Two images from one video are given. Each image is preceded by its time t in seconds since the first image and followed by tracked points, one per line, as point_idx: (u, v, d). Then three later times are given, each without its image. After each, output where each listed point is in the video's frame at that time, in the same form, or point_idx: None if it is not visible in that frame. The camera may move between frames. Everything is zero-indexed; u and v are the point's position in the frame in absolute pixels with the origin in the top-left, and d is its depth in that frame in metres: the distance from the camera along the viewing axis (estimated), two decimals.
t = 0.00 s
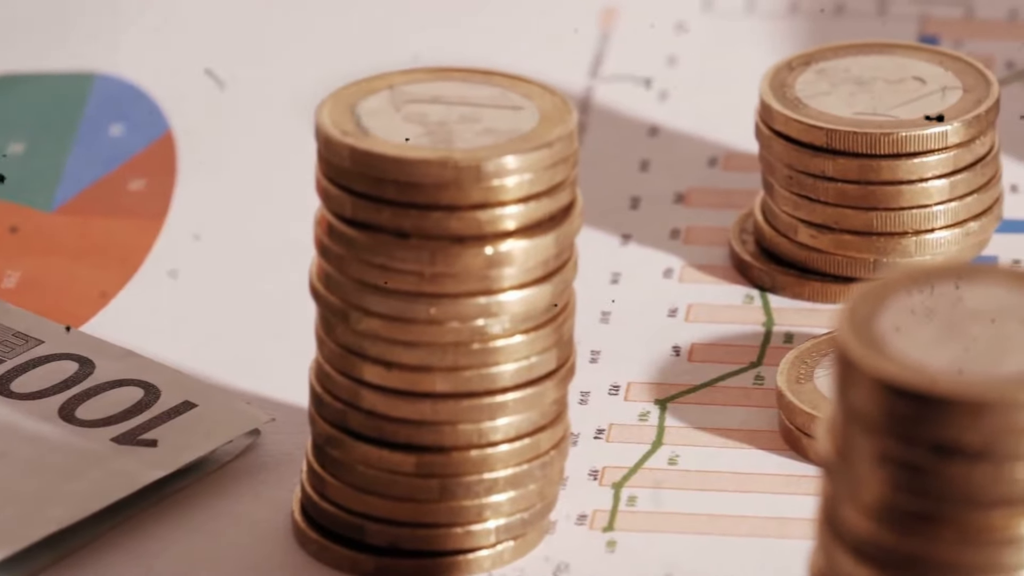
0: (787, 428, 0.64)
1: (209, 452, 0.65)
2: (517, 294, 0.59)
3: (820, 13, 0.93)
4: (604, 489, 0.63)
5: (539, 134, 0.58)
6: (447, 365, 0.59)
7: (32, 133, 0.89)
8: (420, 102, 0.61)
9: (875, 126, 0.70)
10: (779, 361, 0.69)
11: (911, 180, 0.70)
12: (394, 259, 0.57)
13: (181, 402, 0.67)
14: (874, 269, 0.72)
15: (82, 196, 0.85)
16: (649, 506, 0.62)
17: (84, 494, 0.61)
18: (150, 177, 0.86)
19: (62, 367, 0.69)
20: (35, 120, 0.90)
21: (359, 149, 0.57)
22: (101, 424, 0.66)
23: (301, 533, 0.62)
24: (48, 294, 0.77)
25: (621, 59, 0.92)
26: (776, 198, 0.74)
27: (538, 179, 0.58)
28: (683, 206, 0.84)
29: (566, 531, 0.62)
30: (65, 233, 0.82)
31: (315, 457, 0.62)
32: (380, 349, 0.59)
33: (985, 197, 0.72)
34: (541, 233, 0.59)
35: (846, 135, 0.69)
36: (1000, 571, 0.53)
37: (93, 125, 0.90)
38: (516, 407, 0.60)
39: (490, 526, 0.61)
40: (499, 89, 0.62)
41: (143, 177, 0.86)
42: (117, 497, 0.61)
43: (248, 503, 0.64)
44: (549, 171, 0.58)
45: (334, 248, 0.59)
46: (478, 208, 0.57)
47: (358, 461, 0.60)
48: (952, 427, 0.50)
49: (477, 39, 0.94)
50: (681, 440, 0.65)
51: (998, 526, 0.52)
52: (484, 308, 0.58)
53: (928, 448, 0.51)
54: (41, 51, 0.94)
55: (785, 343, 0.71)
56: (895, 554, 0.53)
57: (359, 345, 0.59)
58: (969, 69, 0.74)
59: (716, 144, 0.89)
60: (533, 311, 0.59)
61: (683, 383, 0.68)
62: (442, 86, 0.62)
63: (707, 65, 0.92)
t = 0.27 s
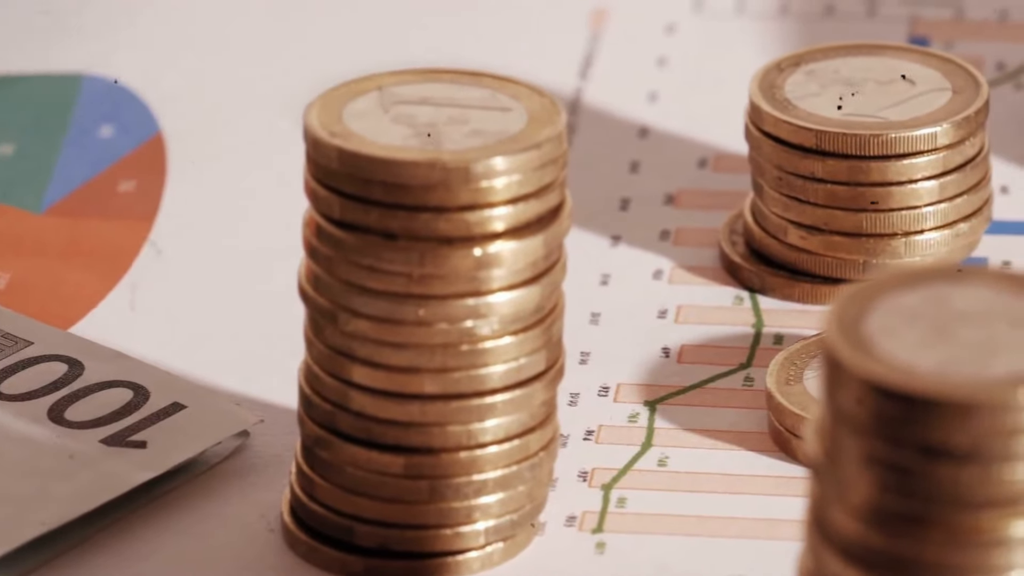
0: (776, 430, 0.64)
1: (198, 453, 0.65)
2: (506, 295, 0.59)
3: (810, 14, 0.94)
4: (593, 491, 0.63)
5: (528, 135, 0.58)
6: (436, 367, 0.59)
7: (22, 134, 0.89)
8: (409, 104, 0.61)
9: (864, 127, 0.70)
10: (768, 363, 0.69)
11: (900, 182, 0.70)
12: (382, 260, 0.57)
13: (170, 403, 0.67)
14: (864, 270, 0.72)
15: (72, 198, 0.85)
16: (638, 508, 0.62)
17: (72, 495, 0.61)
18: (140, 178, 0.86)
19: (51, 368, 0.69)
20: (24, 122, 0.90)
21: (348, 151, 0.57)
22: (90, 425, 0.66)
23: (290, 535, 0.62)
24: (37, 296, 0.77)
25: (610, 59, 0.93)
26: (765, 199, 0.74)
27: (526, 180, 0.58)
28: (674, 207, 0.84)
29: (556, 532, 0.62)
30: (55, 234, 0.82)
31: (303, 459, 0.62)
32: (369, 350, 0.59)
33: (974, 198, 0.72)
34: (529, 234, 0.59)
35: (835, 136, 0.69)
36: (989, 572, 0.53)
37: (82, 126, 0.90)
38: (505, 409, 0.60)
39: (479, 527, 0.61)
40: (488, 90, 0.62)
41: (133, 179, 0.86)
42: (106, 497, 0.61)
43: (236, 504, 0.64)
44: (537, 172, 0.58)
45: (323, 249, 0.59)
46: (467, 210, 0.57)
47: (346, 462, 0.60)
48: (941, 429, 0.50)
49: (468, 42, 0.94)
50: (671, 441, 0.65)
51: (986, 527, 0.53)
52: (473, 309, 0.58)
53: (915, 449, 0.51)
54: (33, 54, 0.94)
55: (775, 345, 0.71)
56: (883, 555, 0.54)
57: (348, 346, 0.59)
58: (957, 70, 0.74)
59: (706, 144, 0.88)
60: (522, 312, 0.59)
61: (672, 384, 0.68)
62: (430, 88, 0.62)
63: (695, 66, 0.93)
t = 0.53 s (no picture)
0: (754, 433, 0.64)
1: (176, 456, 0.65)
2: (483, 298, 0.59)
3: (790, 17, 0.94)
4: (571, 494, 0.63)
5: (503, 138, 0.59)
6: (413, 370, 0.59)
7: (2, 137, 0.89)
8: (385, 107, 0.61)
9: (842, 129, 0.70)
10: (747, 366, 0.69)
11: (879, 184, 0.70)
12: (359, 263, 0.57)
13: (148, 406, 0.67)
14: (842, 273, 0.72)
15: (51, 200, 0.85)
16: (616, 511, 0.62)
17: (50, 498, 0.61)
18: (119, 181, 0.86)
19: (29, 371, 0.69)
20: (5, 125, 0.90)
21: (323, 154, 0.57)
22: (68, 428, 0.66)
23: (268, 538, 0.62)
24: (15, 297, 0.77)
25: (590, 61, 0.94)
26: (744, 202, 0.74)
27: (502, 183, 0.58)
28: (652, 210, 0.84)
29: (534, 536, 0.61)
30: (33, 237, 0.82)
31: (281, 462, 0.62)
32: (345, 353, 0.59)
33: (953, 201, 0.72)
34: (506, 237, 0.59)
35: (813, 139, 0.69)
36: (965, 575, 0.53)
37: (62, 129, 0.90)
38: (482, 412, 0.60)
39: (456, 530, 0.61)
40: (464, 93, 0.62)
41: (112, 181, 0.86)
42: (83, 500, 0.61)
43: (214, 507, 0.64)
44: (513, 176, 0.58)
45: (299, 252, 0.59)
46: (443, 213, 0.57)
47: (323, 465, 0.60)
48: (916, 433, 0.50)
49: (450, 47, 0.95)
50: (649, 444, 0.65)
51: (961, 532, 0.52)
52: (449, 313, 0.58)
53: (890, 452, 0.51)
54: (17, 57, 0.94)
55: (753, 347, 0.71)
56: (861, 560, 0.54)
57: (325, 349, 0.59)
58: (934, 73, 0.74)
59: (685, 147, 0.89)
60: (498, 315, 0.59)
61: (650, 387, 0.68)
62: (406, 90, 0.62)
63: (675, 69, 0.94)
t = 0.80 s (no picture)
0: (719, 439, 0.64)
1: (140, 462, 0.65)
2: (445, 304, 0.58)
3: (758, 21, 0.99)
4: (535, 500, 0.63)
5: (465, 144, 0.58)
6: (375, 375, 0.58)
7: None
8: (347, 112, 0.61)
9: (808, 134, 0.71)
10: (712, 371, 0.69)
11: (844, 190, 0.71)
12: (320, 268, 0.57)
13: (112, 411, 0.67)
14: (807, 279, 0.73)
15: (17, 205, 0.86)
16: (580, 516, 0.62)
17: (14, 503, 0.61)
18: (85, 186, 0.88)
19: None
20: None
21: (285, 160, 0.57)
22: (31, 433, 0.65)
23: (231, 545, 0.62)
24: None
25: (558, 67, 0.98)
26: (710, 209, 0.75)
27: (464, 189, 0.58)
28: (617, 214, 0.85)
29: (497, 542, 0.61)
30: None
31: (243, 468, 0.62)
32: (308, 359, 0.59)
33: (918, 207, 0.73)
34: (468, 242, 0.59)
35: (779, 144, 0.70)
36: None
37: (28, 131, 0.90)
38: (445, 417, 0.60)
39: (419, 536, 0.61)
40: (426, 98, 0.62)
41: (78, 187, 0.87)
42: (46, 505, 0.61)
43: (178, 513, 0.64)
44: (475, 181, 0.58)
45: (261, 258, 0.59)
46: (405, 218, 0.57)
47: (286, 471, 0.60)
48: (873, 439, 0.51)
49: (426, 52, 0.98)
50: (613, 450, 0.65)
51: (917, 536, 0.54)
52: (411, 318, 0.58)
53: (849, 458, 0.53)
54: None
55: (719, 353, 0.71)
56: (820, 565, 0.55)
57: (287, 355, 0.59)
58: (898, 79, 0.75)
59: (652, 152, 0.93)
60: (461, 321, 0.59)
61: (615, 393, 0.68)
62: (368, 96, 0.62)
63: (641, 73, 0.98)
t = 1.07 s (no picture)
0: (682, 444, 0.64)
1: (103, 466, 0.65)
2: (407, 309, 0.58)
3: (726, 25, 0.96)
4: (498, 505, 0.63)
5: (426, 149, 0.58)
6: (337, 381, 0.58)
7: None
8: (309, 117, 0.61)
9: (773, 139, 0.70)
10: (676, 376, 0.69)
11: (810, 195, 0.70)
12: (281, 274, 0.57)
13: (75, 416, 0.67)
14: (773, 283, 0.72)
15: None
16: (543, 521, 0.62)
17: None
18: (50, 192, 0.86)
19: None
20: None
21: (245, 165, 0.57)
22: None
23: (193, 550, 0.62)
24: None
25: (525, 71, 0.95)
26: (676, 212, 0.74)
27: (426, 194, 0.58)
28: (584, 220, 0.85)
29: (460, 547, 0.61)
30: None
31: (206, 473, 0.62)
32: (269, 364, 0.59)
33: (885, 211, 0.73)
34: (429, 248, 0.59)
35: (743, 149, 0.69)
36: None
37: None
38: (407, 423, 0.60)
39: (381, 541, 0.61)
40: (389, 104, 0.62)
41: (43, 192, 0.86)
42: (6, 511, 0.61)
43: (141, 517, 0.64)
44: (437, 186, 0.58)
45: (222, 263, 0.59)
46: (366, 223, 0.57)
47: (248, 477, 0.60)
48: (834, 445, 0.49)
49: (394, 53, 0.96)
50: (576, 455, 0.65)
51: (879, 543, 0.52)
52: (373, 324, 0.58)
53: (808, 465, 0.50)
54: None
55: (683, 358, 0.71)
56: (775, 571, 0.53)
57: (248, 360, 0.59)
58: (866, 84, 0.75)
59: (617, 158, 0.90)
60: (423, 326, 0.59)
61: (579, 398, 0.68)
62: (331, 102, 0.62)
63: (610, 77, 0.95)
